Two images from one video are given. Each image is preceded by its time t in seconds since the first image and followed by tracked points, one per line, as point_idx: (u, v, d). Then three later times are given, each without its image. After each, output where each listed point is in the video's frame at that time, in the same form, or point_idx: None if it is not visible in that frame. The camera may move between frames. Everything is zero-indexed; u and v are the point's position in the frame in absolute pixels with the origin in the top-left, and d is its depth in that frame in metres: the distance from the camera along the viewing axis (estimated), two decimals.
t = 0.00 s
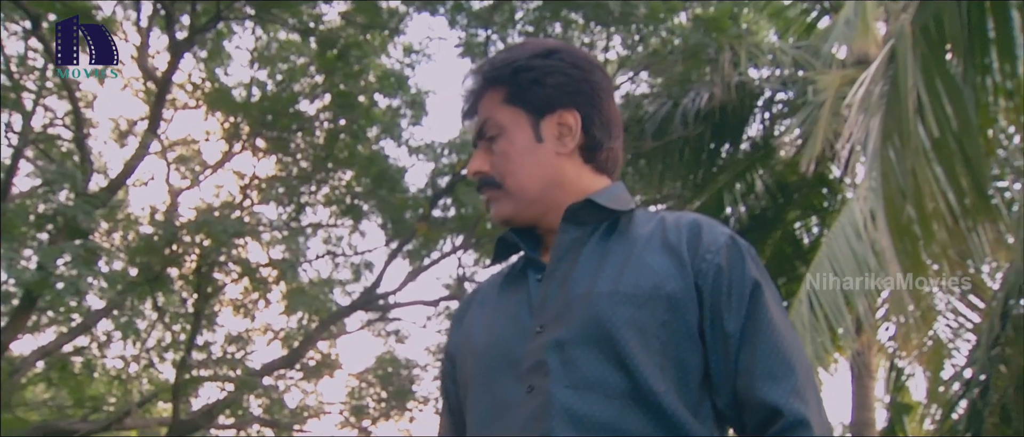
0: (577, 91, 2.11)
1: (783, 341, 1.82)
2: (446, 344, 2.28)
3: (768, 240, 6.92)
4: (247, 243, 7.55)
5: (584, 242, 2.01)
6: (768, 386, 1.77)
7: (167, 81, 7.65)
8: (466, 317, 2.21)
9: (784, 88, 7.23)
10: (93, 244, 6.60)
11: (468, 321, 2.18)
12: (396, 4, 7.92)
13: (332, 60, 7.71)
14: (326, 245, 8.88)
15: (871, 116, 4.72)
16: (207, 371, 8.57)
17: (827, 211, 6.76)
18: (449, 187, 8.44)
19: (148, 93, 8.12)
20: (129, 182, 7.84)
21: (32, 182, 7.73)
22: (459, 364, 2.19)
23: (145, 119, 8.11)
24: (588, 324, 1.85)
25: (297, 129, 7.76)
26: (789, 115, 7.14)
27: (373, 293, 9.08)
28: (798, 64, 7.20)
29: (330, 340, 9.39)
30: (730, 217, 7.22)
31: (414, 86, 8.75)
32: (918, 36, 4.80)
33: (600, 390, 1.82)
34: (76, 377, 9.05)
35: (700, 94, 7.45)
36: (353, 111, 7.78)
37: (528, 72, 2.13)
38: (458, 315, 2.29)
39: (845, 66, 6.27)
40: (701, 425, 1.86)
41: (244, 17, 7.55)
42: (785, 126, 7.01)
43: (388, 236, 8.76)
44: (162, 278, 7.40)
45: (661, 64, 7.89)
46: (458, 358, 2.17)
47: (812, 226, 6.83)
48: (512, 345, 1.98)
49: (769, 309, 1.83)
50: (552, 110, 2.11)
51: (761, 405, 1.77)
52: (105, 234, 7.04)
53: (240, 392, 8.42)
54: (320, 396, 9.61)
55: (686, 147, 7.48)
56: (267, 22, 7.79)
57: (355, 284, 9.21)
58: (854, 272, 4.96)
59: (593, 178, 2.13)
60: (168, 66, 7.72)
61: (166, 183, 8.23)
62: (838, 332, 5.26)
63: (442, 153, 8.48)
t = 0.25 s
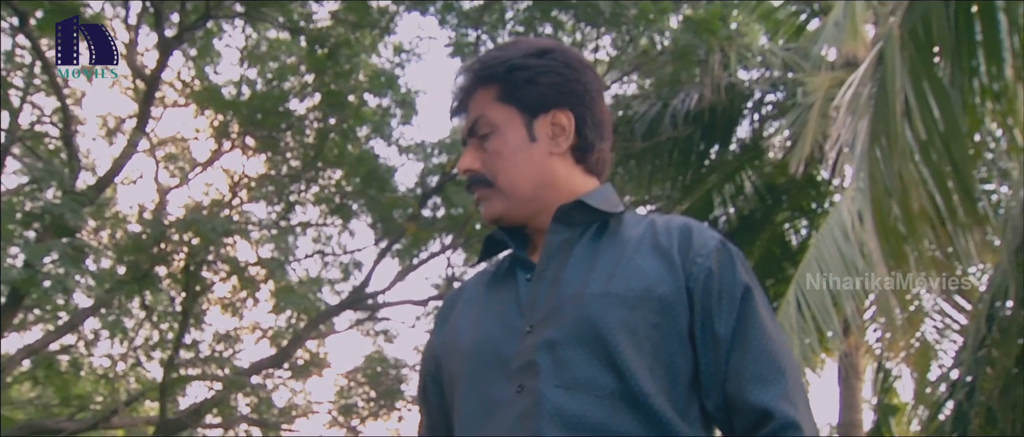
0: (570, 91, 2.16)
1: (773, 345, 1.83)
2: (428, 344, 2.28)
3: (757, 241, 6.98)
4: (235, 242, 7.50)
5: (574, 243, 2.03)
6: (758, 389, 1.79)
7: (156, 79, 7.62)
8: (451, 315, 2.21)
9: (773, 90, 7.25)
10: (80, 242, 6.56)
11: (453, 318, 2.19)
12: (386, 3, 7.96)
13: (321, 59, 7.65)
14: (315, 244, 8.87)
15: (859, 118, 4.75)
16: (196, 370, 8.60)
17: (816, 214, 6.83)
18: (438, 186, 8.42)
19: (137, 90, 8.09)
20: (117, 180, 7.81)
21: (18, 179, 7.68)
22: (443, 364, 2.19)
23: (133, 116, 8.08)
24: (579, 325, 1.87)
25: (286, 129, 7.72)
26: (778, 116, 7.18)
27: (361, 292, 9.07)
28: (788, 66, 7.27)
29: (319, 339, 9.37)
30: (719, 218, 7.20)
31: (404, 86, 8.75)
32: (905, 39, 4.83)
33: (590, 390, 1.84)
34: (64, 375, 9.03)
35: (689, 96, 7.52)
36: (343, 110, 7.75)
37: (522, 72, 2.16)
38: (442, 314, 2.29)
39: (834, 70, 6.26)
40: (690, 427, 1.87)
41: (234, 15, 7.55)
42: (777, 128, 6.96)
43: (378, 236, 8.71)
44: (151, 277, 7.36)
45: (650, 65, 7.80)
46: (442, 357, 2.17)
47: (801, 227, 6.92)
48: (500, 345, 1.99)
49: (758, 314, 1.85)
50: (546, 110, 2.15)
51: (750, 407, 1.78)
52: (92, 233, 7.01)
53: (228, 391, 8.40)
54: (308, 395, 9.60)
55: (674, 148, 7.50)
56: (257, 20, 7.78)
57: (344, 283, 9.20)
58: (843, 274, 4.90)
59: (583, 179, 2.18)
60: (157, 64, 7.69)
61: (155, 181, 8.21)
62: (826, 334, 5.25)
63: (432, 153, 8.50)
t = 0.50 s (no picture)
0: (564, 94, 2.20)
1: (761, 352, 1.87)
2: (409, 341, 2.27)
3: (746, 245, 6.93)
4: (226, 242, 7.50)
5: (563, 246, 2.04)
6: (746, 395, 1.82)
7: (145, 78, 7.59)
8: (436, 315, 2.20)
9: (763, 92, 7.27)
10: (70, 241, 6.53)
11: (438, 317, 2.18)
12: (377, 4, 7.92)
13: (313, 59, 7.66)
14: (305, 245, 8.86)
15: (847, 122, 4.74)
16: (184, 371, 8.61)
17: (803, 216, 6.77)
18: (428, 188, 8.40)
19: (126, 90, 8.06)
20: (106, 179, 7.79)
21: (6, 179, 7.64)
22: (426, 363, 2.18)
23: (123, 116, 8.05)
24: (570, 328, 1.88)
25: (277, 128, 7.76)
26: (768, 119, 7.24)
27: (351, 293, 9.07)
28: (777, 69, 7.28)
29: (308, 340, 9.36)
30: (708, 221, 7.23)
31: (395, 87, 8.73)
32: (894, 43, 4.88)
33: (580, 392, 1.84)
34: (52, 375, 8.99)
35: (680, 98, 7.51)
36: (333, 111, 7.80)
37: (518, 72, 2.20)
38: (424, 311, 2.29)
39: (825, 74, 6.24)
40: (676, 431, 1.90)
41: (224, 15, 7.52)
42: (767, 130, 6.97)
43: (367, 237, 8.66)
44: (142, 276, 7.28)
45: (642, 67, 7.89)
46: (426, 356, 2.17)
47: (790, 230, 6.84)
48: (487, 346, 1.99)
49: (746, 321, 1.89)
50: (541, 111, 2.19)
51: (739, 413, 1.81)
52: (80, 233, 6.98)
53: (217, 392, 8.38)
54: (298, 396, 9.59)
55: (664, 150, 7.50)
56: (248, 21, 7.76)
57: (334, 284, 9.19)
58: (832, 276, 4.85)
59: (573, 182, 2.22)
60: (146, 64, 7.66)
61: (145, 181, 8.19)
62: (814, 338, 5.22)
63: (422, 155, 8.52)
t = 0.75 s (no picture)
0: (558, 98, 2.22)
1: (748, 358, 1.89)
2: (395, 339, 2.26)
3: (737, 248, 7.06)
4: (218, 243, 7.50)
5: (552, 248, 2.04)
6: (734, 400, 1.84)
7: (137, 78, 7.56)
8: (422, 316, 2.19)
9: (755, 95, 7.33)
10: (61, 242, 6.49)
11: (425, 318, 2.17)
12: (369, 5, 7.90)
13: (305, 60, 7.64)
14: (297, 246, 8.83)
15: (837, 126, 4.76)
16: (175, 371, 8.54)
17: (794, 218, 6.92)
18: (420, 189, 8.36)
19: (117, 90, 8.03)
20: (97, 179, 7.76)
21: None
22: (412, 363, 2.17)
23: (114, 116, 8.01)
24: (562, 330, 1.88)
25: (269, 129, 7.71)
26: (760, 122, 7.25)
27: (343, 294, 9.05)
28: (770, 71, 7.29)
29: (300, 341, 9.34)
30: (700, 223, 7.36)
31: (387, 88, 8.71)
32: (885, 46, 4.89)
33: (572, 394, 1.84)
34: (41, 375, 8.95)
35: (672, 100, 7.43)
36: (325, 111, 7.78)
37: (512, 75, 2.21)
38: (411, 309, 2.28)
39: (817, 77, 6.24)
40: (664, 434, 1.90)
41: (216, 15, 7.50)
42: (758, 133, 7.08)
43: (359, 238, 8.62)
44: (133, 277, 7.26)
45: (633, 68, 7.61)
46: (412, 356, 2.16)
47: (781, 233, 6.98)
48: (476, 347, 1.98)
49: (734, 328, 1.91)
50: (534, 114, 2.20)
51: (727, 418, 1.82)
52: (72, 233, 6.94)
53: (208, 393, 8.36)
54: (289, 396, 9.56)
55: (656, 152, 7.53)
56: (240, 21, 7.75)
57: (325, 285, 9.17)
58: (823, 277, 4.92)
59: (563, 186, 2.24)
60: (138, 63, 7.64)
61: (136, 181, 8.16)
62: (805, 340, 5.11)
63: (415, 156, 8.50)
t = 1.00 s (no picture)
0: (554, 100, 2.24)
1: (737, 362, 1.92)
2: (383, 339, 2.25)
3: (730, 250, 7.12)
4: (212, 242, 7.49)
5: (545, 250, 2.06)
6: (724, 403, 1.87)
7: (131, 77, 7.53)
8: (412, 314, 2.20)
9: (749, 96, 7.37)
10: (55, 241, 6.44)
11: (415, 316, 2.17)
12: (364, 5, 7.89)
13: (299, 60, 7.63)
14: (291, 246, 8.81)
15: (831, 127, 4.77)
16: (169, 371, 8.47)
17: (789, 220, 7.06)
18: (414, 189, 8.29)
19: (111, 89, 8.01)
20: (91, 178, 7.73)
21: None
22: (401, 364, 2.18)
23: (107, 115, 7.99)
24: (555, 331, 1.90)
25: (264, 128, 7.71)
26: (754, 123, 7.28)
27: (337, 294, 9.03)
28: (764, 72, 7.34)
29: (294, 341, 9.31)
30: (694, 224, 7.37)
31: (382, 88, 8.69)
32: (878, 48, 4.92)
33: (564, 395, 1.87)
34: (34, 376, 8.91)
35: (666, 101, 7.38)
36: (320, 111, 7.74)
37: (509, 75, 2.21)
38: (399, 309, 2.27)
39: (811, 78, 6.24)
40: None
41: (211, 15, 7.50)
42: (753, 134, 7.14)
43: (354, 238, 8.57)
44: (127, 276, 7.23)
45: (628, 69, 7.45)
46: (401, 355, 2.16)
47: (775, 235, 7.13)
48: (467, 346, 1.99)
49: (724, 332, 1.95)
50: (531, 115, 2.21)
51: (716, 420, 1.85)
52: (65, 232, 6.92)
53: (202, 393, 8.33)
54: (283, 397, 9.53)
55: (651, 153, 7.55)
56: (234, 21, 7.74)
57: (320, 285, 9.15)
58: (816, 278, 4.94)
59: (556, 187, 2.25)
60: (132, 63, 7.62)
61: (130, 180, 8.14)
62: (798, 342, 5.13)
63: (410, 156, 8.49)
